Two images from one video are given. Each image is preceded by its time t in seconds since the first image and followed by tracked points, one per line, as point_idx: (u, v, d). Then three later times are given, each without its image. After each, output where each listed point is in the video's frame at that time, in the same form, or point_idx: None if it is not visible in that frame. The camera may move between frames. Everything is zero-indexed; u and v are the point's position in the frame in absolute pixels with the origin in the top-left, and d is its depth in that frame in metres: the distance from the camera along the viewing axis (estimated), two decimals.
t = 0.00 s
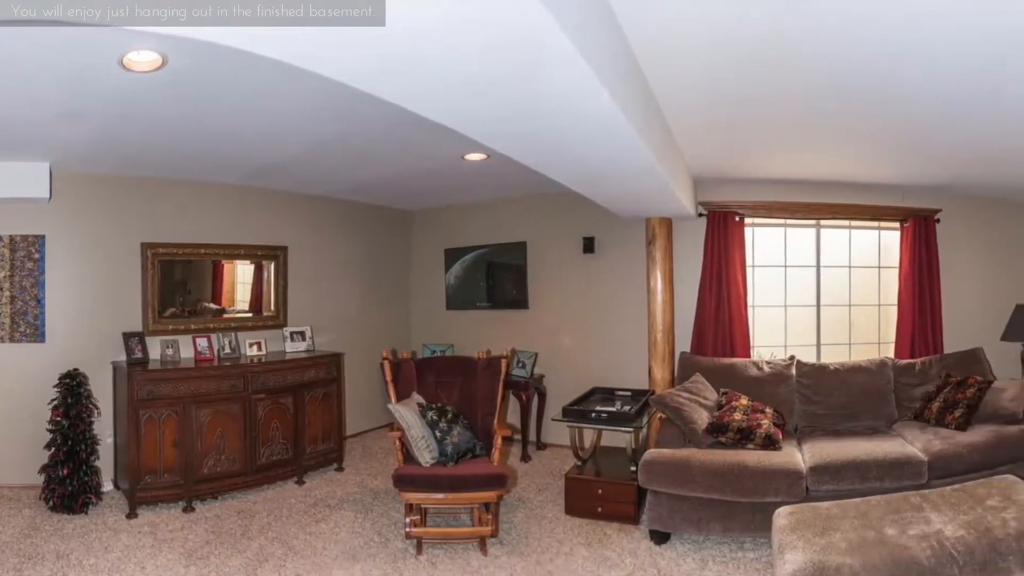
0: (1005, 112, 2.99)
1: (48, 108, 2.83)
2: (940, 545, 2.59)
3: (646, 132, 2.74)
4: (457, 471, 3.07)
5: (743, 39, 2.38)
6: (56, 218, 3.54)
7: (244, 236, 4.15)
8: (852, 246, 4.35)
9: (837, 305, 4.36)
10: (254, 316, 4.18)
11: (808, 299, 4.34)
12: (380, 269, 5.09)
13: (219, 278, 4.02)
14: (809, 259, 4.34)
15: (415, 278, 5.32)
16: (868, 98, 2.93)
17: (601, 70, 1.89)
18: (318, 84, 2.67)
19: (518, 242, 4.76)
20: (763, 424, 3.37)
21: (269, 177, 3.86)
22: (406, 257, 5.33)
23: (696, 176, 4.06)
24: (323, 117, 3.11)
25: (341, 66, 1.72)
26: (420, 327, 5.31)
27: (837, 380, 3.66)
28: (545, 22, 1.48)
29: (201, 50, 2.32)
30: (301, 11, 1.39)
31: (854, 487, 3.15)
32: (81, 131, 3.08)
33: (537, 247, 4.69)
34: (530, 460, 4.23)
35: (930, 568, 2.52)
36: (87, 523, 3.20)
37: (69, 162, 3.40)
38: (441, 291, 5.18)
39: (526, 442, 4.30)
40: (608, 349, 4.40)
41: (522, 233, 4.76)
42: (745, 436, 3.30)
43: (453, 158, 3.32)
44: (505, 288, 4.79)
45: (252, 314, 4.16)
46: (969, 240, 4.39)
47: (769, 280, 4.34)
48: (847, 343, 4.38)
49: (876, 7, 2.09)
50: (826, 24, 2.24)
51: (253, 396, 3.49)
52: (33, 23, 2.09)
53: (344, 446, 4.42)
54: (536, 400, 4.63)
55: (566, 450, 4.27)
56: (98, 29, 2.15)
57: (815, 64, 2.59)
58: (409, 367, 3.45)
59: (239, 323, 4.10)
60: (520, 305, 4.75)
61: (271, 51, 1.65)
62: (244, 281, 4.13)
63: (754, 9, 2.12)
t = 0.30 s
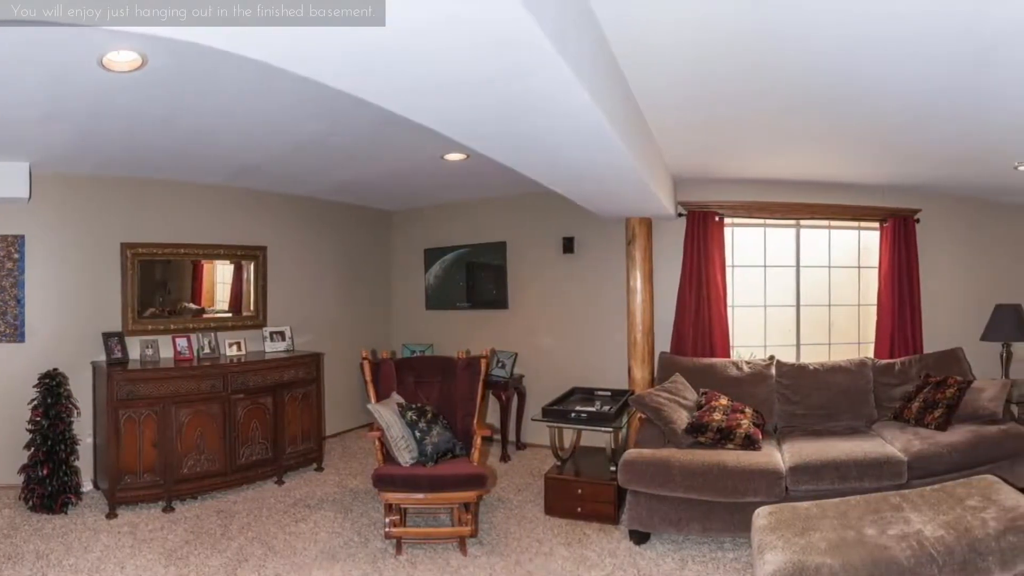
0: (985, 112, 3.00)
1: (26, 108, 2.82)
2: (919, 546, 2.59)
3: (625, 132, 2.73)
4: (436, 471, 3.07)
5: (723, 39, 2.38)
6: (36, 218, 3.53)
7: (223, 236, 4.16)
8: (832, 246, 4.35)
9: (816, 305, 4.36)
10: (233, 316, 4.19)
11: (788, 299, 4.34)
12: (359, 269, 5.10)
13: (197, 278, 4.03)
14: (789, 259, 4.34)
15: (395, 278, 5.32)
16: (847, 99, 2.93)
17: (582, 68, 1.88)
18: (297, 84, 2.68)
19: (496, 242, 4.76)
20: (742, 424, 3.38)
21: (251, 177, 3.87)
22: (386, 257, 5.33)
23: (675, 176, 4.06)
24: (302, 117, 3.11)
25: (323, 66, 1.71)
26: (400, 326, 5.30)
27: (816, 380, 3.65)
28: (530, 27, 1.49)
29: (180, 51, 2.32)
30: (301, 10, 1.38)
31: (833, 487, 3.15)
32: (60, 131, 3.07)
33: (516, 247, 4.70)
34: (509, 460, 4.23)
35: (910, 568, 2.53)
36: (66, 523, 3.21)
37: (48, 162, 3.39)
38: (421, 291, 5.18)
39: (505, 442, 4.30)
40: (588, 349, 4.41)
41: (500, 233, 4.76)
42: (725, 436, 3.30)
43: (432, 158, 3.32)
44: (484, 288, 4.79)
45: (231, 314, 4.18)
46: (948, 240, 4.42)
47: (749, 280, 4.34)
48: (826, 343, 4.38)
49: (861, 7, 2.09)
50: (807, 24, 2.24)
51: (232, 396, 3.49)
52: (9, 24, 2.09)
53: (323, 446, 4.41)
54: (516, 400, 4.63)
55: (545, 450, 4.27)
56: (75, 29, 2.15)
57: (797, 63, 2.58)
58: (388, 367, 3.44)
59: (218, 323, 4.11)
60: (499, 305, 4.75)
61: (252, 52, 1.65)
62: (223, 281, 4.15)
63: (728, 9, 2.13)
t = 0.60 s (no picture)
0: (965, 112, 3.01)
1: (5, 108, 2.82)
2: (899, 546, 2.60)
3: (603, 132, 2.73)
4: (416, 471, 3.07)
5: (703, 38, 2.38)
6: (17, 217, 3.50)
7: (203, 236, 4.17)
8: (812, 246, 4.35)
9: (796, 305, 4.37)
10: (213, 316, 4.20)
11: (767, 299, 4.34)
12: (339, 269, 5.10)
13: (178, 279, 4.04)
14: (768, 259, 4.34)
15: (375, 278, 5.32)
16: (827, 99, 2.94)
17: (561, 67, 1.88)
18: (277, 85, 2.68)
19: (475, 242, 4.76)
20: (722, 424, 3.38)
21: (232, 177, 3.87)
22: (365, 257, 5.33)
23: (654, 176, 4.07)
24: (282, 117, 3.11)
25: (303, 66, 1.71)
26: (380, 326, 5.30)
27: (796, 381, 3.66)
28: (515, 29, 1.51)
29: (162, 51, 2.33)
30: (301, 10, 1.39)
31: (813, 487, 3.15)
32: (40, 131, 3.06)
33: (495, 247, 4.70)
34: (489, 460, 4.23)
35: (889, 568, 2.52)
36: (45, 523, 3.21)
37: (29, 162, 3.39)
38: (401, 291, 5.17)
39: (485, 442, 4.30)
40: (567, 349, 4.41)
41: (479, 233, 4.76)
42: (705, 436, 3.31)
43: (411, 158, 3.33)
44: (464, 288, 4.79)
45: (211, 314, 4.19)
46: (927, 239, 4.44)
47: (728, 280, 4.34)
48: (806, 343, 4.39)
49: (845, 7, 2.09)
50: (787, 24, 2.24)
51: (212, 396, 3.50)
52: None
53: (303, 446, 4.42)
54: (495, 400, 4.63)
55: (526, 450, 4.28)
56: (54, 30, 2.15)
57: (779, 62, 2.57)
58: (368, 367, 3.44)
59: (198, 323, 4.12)
60: (479, 305, 4.76)
61: (233, 51, 1.64)
62: (203, 281, 4.15)
63: (702, 10, 2.13)
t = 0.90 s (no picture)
0: (945, 112, 3.03)
1: None
2: (878, 545, 2.60)
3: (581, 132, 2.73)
4: (395, 471, 3.08)
5: (682, 38, 2.38)
6: None
7: (182, 236, 4.17)
8: (792, 246, 4.38)
9: (776, 305, 4.40)
10: (192, 316, 4.21)
11: (747, 300, 4.37)
12: (320, 269, 5.11)
13: (156, 279, 4.05)
14: (748, 259, 4.36)
15: (355, 278, 5.32)
16: (805, 99, 2.94)
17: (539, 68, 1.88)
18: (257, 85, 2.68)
19: (455, 242, 4.77)
20: (701, 424, 3.38)
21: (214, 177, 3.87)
22: (345, 257, 5.34)
23: (633, 176, 4.06)
24: (261, 117, 3.11)
25: (282, 66, 1.70)
26: (359, 326, 5.30)
27: (775, 381, 3.66)
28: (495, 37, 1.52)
29: (142, 51, 2.32)
30: (302, 11, 1.36)
31: (792, 487, 3.15)
32: (19, 131, 3.05)
33: (475, 246, 4.70)
34: (468, 460, 4.23)
35: (869, 568, 2.52)
36: (24, 524, 3.20)
37: (9, 161, 3.38)
38: (381, 291, 5.17)
39: (464, 442, 4.30)
40: (547, 349, 4.42)
41: (458, 234, 4.76)
42: (684, 436, 3.31)
43: (390, 158, 3.33)
44: (443, 288, 4.79)
45: (190, 314, 4.19)
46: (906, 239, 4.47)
47: (708, 280, 4.35)
48: (786, 343, 4.42)
49: (826, 8, 2.09)
50: (764, 24, 2.23)
51: (191, 396, 3.50)
52: None
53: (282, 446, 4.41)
54: (475, 400, 4.63)
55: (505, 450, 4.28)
56: (31, 29, 2.14)
57: (761, 60, 2.56)
58: (348, 367, 3.44)
59: (178, 323, 4.13)
60: (458, 305, 4.76)
61: (213, 51, 1.61)
62: (182, 281, 4.17)
63: (672, 11, 2.14)
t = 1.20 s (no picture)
0: (929, 113, 3.03)
1: None
2: (857, 545, 2.60)
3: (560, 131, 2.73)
4: (375, 471, 3.08)
5: (661, 38, 2.37)
6: None
7: (162, 236, 4.17)
8: (771, 246, 4.39)
9: (755, 305, 4.41)
10: (171, 316, 4.21)
11: (726, 300, 4.38)
12: (301, 269, 5.12)
13: (136, 279, 4.05)
14: (727, 259, 4.37)
15: (336, 278, 5.32)
16: (786, 98, 2.93)
17: (519, 69, 1.88)
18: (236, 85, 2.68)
19: (434, 242, 4.76)
20: (681, 424, 3.38)
21: (196, 177, 3.87)
22: (325, 257, 5.34)
23: (613, 176, 4.06)
24: (240, 117, 3.11)
25: (265, 66, 1.69)
26: (338, 326, 5.30)
27: (755, 381, 3.66)
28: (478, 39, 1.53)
29: (122, 51, 2.32)
30: (301, 10, 1.36)
31: (772, 487, 3.15)
32: None
33: (454, 246, 4.70)
34: (448, 460, 4.23)
35: (849, 568, 2.52)
36: (4, 524, 3.20)
37: None
38: (360, 291, 5.17)
39: (444, 442, 4.29)
40: (526, 349, 4.42)
41: (438, 234, 4.76)
42: (663, 436, 3.31)
43: (369, 158, 3.33)
44: (423, 289, 4.80)
45: (170, 314, 4.20)
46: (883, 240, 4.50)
47: (687, 281, 4.36)
48: (765, 343, 4.44)
49: (811, 7, 2.08)
50: (743, 24, 2.23)
51: (171, 396, 3.50)
52: None
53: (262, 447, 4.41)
54: (455, 400, 4.63)
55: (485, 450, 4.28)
56: (10, 28, 2.13)
57: (742, 59, 2.56)
58: (328, 366, 3.44)
59: (158, 324, 4.14)
60: (437, 305, 4.76)
61: (194, 52, 1.60)
62: (162, 281, 4.17)
63: (645, 12, 2.15)
